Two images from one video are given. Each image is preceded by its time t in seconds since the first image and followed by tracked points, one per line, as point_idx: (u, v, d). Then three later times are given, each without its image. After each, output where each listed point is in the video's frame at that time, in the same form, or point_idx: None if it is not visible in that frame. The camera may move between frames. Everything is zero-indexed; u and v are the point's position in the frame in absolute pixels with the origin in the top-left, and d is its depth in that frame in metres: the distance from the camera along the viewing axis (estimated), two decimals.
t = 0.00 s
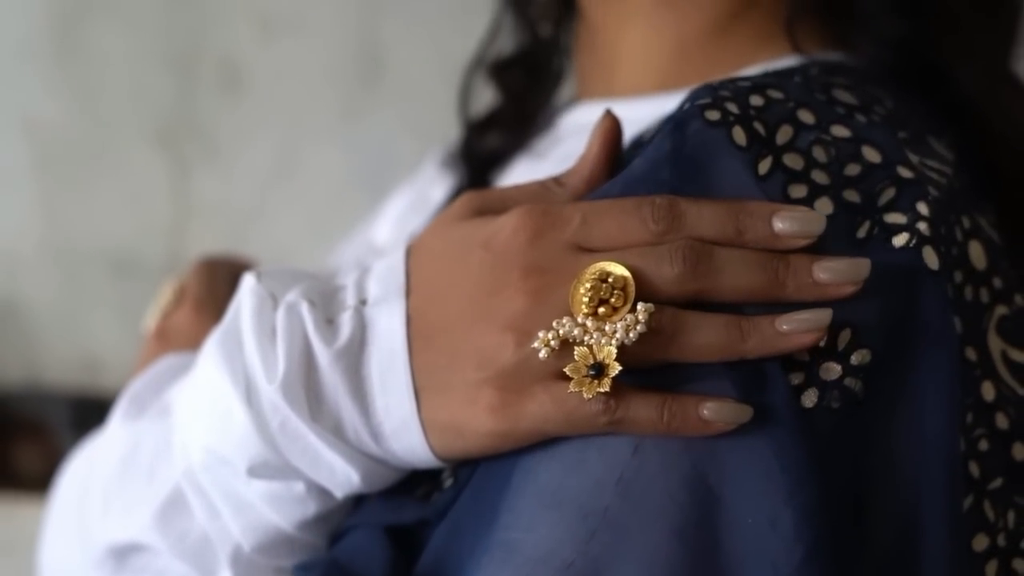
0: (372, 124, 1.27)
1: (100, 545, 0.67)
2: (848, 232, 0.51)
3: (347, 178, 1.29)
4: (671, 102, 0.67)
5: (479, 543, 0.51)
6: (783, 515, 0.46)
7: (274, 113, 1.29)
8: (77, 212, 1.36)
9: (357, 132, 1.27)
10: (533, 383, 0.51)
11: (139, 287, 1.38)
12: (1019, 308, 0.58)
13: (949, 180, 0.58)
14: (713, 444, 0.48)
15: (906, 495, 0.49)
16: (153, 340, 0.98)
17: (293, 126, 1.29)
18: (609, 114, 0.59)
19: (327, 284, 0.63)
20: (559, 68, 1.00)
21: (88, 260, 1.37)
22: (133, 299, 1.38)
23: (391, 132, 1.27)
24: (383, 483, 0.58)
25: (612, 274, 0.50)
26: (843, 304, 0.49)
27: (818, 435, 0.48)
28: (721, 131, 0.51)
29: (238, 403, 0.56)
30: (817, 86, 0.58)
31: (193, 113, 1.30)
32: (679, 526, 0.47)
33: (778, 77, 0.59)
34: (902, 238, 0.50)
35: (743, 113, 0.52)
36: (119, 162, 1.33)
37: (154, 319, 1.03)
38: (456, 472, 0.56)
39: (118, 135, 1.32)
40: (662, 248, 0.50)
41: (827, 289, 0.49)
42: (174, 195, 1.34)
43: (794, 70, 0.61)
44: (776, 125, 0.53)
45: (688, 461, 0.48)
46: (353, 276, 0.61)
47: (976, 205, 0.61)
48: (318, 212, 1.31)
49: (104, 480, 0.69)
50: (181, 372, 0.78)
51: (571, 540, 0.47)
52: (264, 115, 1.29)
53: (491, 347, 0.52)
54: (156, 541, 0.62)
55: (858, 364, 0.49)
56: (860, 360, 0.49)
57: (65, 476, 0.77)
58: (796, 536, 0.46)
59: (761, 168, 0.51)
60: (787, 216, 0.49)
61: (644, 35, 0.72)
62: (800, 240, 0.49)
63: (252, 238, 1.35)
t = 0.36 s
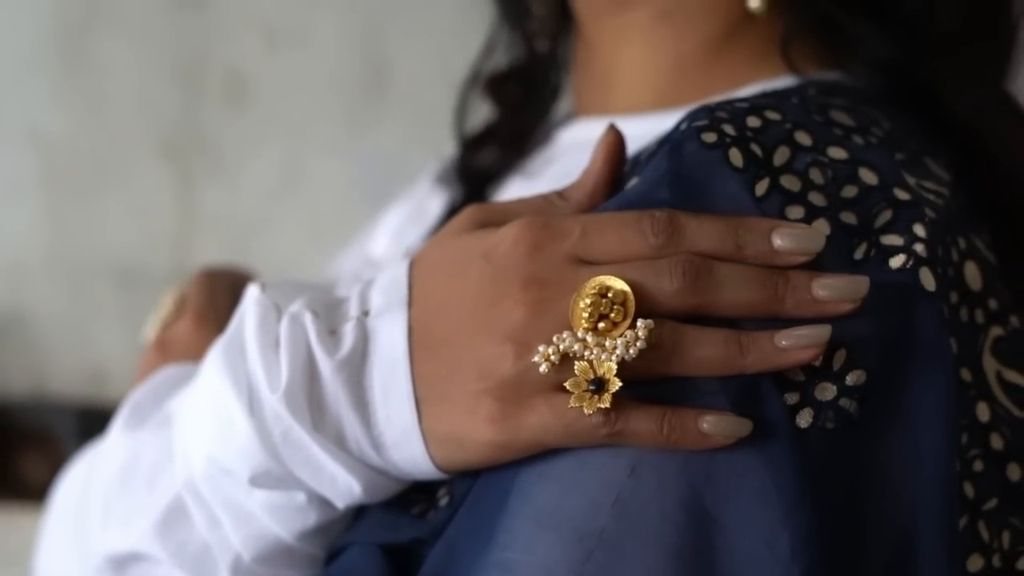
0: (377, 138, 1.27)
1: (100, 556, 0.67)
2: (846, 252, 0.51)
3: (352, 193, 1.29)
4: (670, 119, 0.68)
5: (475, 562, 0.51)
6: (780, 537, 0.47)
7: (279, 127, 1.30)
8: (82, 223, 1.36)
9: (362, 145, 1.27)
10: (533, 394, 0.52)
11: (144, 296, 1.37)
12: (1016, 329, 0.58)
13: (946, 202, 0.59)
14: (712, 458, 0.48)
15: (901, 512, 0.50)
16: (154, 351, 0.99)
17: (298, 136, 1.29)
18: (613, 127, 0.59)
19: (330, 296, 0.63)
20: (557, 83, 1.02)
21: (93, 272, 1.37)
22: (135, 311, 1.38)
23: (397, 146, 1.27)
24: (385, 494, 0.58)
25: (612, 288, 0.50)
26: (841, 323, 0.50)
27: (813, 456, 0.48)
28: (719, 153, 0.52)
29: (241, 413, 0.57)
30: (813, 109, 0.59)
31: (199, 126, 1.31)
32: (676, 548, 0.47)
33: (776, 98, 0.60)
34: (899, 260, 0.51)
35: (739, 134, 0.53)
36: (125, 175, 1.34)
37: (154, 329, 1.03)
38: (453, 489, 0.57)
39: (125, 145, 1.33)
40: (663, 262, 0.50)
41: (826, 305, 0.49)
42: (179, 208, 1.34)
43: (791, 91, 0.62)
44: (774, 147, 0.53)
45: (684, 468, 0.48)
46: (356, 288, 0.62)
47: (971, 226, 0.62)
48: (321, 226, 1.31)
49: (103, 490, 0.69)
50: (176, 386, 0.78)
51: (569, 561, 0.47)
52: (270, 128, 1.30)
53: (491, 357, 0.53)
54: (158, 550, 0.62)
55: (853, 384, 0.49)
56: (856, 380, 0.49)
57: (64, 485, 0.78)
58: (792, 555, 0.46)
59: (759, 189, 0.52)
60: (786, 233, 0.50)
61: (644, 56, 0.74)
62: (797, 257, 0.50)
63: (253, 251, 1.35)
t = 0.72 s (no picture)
0: (381, 151, 1.27)
1: (99, 567, 0.67)
2: (844, 269, 0.52)
3: (356, 206, 1.29)
4: (671, 137, 0.68)
5: None
6: (779, 556, 0.47)
7: (285, 140, 1.30)
8: (88, 235, 1.37)
9: (365, 157, 1.27)
10: (536, 398, 0.52)
11: (148, 308, 1.38)
12: (1008, 348, 0.59)
13: (943, 221, 0.59)
14: (710, 471, 0.48)
15: (898, 531, 0.50)
16: (153, 364, 0.98)
17: (302, 149, 1.29)
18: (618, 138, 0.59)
19: (335, 303, 0.64)
20: (551, 98, 1.03)
21: (98, 284, 1.38)
22: (140, 324, 1.38)
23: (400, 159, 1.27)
24: (388, 500, 0.58)
25: (615, 294, 0.50)
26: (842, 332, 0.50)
27: (810, 471, 0.48)
28: (716, 173, 0.52)
29: (245, 419, 0.57)
30: (811, 129, 0.59)
31: (205, 139, 1.32)
32: (677, 568, 0.47)
33: (773, 119, 0.60)
34: (897, 277, 0.51)
35: (738, 154, 0.53)
36: (132, 188, 1.34)
37: (151, 342, 1.02)
38: (450, 509, 0.57)
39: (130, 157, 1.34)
40: (664, 270, 0.51)
41: (827, 314, 0.50)
42: (185, 222, 1.35)
43: (789, 112, 0.62)
44: (773, 165, 0.54)
45: (689, 476, 0.48)
46: (361, 295, 0.62)
47: (965, 244, 0.62)
48: (325, 239, 1.31)
49: (103, 500, 0.69)
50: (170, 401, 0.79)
51: None
52: (275, 141, 1.30)
53: (495, 362, 0.53)
54: (159, 559, 0.62)
55: (849, 401, 0.49)
56: (852, 398, 0.49)
57: (63, 497, 0.78)
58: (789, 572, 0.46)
59: (758, 208, 0.52)
60: (787, 240, 0.50)
61: (640, 74, 0.75)
62: (798, 264, 0.50)
63: (256, 266, 1.35)
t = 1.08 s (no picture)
0: (382, 164, 1.28)
1: None
2: (842, 286, 0.52)
3: (358, 218, 1.30)
4: (665, 156, 0.69)
5: None
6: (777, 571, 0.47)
7: (287, 153, 1.31)
8: (91, 246, 1.38)
9: (369, 170, 1.28)
10: (540, 406, 0.52)
11: (151, 320, 1.39)
12: (1004, 365, 0.60)
13: (941, 239, 0.60)
14: (712, 485, 0.49)
15: (893, 544, 0.50)
16: (146, 376, 0.98)
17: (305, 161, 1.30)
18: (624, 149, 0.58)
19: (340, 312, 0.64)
20: (546, 113, 1.03)
21: (101, 295, 1.39)
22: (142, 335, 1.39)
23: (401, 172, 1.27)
24: (393, 507, 0.59)
25: (619, 306, 0.51)
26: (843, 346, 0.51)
27: (808, 485, 0.49)
28: (716, 189, 0.53)
29: (247, 425, 0.58)
30: (810, 147, 0.60)
31: (208, 150, 1.33)
32: None
33: (771, 138, 0.60)
34: (894, 295, 0.52)
35: (738, 170, 0.54)
36: (135, 200, 1.35)
37: (145, 356, 1.02)
38: (449, 528, 0.57)
39: (134, 168, 1.34)
40: (667, 282, 0.51)
41: (828, 331, 0.50)
42: (189, 233, 1.36)
43: (787, 130, 0.62)
44: (773, 181, 0.54)
45: (689, 494, 0.49)
46: (366, 303, 0.63)
47: (961, 260, 0.63)
48: (327, 251, 1.32)
49: (103, 509, 0.69)
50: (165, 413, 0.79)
51: None
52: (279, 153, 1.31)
53: (499, 370, 0.54)
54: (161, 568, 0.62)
55: (848, 418, 0.50)
56: (851, 414, 0.50)
57: (58, 510, 0.78)
58: None
59: (758, 222, 0.53)
60: (789, 254, 0.51)
61: (633, 90, 0.75)
62: (799, 279, 0.51)
63: (258, 278, 1.35)
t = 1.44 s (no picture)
0: (386, 178, 1.28)
1: None
2: (843, 303, 0.52)
3: (363, 230, 1.30)
4: (664, 176, 0.68)
5: None
6: None
7: (290, 166, 1.31)
8: (95, 255, 1.37)
9: (374, 182, 1.28)
10: (544, 423, 0.52)
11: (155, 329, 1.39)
12: (999, 384, 0.59)
13: (938, 259, 0.59)
14: (716, 506, 0.49)
15: (892, 563, 0.50)
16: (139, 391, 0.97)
17: (310, 172, 1.30)
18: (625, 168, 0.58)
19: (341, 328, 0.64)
20: (541, 131, 1.02)
21: (106, 304, 1.39)
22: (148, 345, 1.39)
23: (406, 186, 1.28)
24: (394, 524, 0.58)
25: (625, 324, 0.50)
26: (843, 364, 0.51)
27: (809, 506, 0.49)
28: (719, 210, 0.52)
29: (249, 440, 0.58)
30: (809, 168, 0.59)
31: (213, 160, 1.32)
32: None
33: (768, 160, 0.60)
34: (894, 314, 0.51)
35: (740, 188, 0.53)
36: (137, 213, 1.35)
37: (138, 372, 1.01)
38: (449, 547, 0.57)
39: (138, 178, 1.34)
40: (671, 299, 0.50)
41: (831, 348, 0.50)
42: (194, 243, 1.36)
43: (784, 152, 0.62)
44: (776, 197, 0.54)
45: (692, 514, 0.48)
46: (367, 319, 0.62)
47: (958, 281, 0.62)
48: (329, 265, 1.32)
49: (99, 524, 0.68)
50: (158, 432, 0.78)
51: None
52: (283, 164, 1.31)
53: (503, 387, 0.53)
54: None
55: (848, 437, 0.50)
56: (852, 434, 0.50)
57: (48, 528, 0.77)
58: None
59: (760, 240, 0.52)
60: (792, 267, 0.50)
61: (634, 104, 0.74)
62: (802, 292, 0.51)
63: (262, 288, 1.35)
